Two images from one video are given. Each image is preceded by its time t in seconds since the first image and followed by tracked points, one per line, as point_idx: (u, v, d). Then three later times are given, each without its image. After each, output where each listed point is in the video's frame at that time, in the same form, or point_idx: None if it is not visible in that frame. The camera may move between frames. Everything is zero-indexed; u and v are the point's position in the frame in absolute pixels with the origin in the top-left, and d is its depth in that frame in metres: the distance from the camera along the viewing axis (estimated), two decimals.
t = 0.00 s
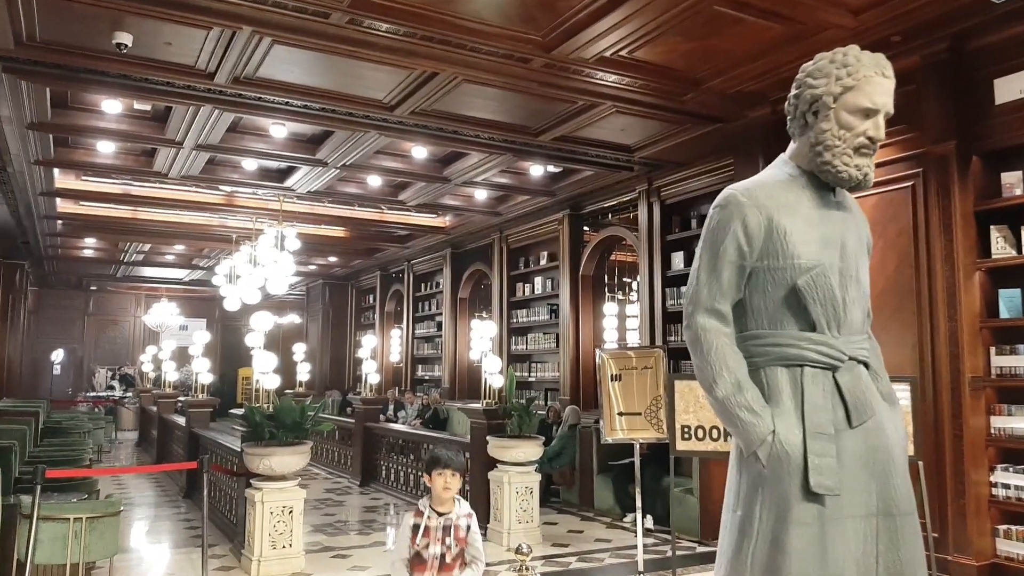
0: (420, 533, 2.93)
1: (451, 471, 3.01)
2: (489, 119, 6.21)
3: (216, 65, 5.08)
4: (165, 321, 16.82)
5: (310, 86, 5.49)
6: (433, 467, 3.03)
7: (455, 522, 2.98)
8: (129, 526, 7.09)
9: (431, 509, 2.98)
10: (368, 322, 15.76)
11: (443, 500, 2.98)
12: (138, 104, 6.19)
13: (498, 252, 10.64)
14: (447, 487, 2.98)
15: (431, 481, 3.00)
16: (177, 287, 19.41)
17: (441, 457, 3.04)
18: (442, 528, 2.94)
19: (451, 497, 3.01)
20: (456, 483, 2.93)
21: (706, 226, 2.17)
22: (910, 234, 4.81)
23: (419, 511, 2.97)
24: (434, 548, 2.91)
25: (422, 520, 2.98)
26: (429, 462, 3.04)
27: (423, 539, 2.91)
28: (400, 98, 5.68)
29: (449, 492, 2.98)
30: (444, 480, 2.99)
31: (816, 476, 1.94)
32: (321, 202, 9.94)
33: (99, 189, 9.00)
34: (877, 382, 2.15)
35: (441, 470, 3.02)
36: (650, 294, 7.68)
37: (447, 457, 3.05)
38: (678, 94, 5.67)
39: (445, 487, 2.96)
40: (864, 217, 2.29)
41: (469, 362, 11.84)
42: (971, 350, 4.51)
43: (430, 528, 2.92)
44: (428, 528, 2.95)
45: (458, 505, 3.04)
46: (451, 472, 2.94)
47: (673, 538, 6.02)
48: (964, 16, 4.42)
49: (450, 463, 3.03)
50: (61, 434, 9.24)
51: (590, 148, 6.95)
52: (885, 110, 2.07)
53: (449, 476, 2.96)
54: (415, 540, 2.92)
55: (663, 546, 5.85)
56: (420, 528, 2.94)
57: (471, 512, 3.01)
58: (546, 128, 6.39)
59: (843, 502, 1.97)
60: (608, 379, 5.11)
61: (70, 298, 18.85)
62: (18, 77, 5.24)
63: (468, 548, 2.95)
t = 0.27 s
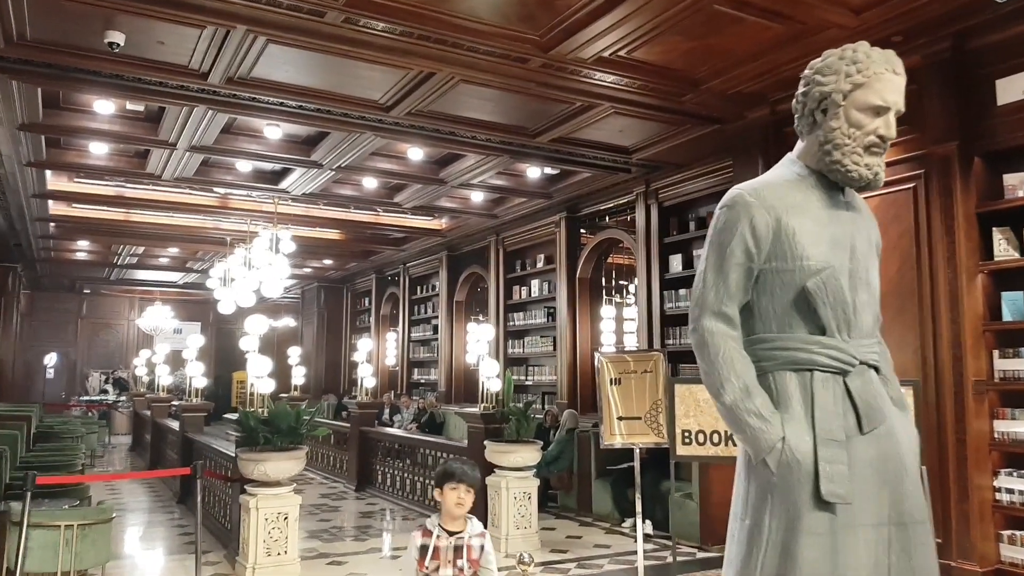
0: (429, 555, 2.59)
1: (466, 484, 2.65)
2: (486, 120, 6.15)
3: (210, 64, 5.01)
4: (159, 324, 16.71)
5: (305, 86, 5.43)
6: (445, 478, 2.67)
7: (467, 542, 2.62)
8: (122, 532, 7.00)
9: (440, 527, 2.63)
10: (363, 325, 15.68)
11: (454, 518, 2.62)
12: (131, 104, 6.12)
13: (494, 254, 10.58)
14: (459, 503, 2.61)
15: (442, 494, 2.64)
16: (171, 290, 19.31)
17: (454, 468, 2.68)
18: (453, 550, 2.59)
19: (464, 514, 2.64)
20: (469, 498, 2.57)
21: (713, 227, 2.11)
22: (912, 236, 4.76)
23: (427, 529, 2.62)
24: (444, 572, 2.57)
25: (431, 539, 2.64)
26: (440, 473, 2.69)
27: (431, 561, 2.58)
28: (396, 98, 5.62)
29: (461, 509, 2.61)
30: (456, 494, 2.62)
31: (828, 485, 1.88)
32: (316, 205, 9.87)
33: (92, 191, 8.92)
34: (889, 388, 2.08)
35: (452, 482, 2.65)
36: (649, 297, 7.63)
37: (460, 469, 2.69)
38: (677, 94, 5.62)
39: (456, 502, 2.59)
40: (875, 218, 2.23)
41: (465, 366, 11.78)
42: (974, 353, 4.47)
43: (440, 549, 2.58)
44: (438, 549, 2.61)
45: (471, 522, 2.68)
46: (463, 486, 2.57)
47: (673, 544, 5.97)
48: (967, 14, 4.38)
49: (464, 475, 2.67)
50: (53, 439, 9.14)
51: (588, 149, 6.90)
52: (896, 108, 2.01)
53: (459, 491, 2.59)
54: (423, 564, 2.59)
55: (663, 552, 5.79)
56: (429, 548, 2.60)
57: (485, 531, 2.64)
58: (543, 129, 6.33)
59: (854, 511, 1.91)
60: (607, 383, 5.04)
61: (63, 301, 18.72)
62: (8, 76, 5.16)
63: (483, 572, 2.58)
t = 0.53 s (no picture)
0: (435, 567, 2.52)
1: (472, 492, 2.60)
2: (487, 121, 6.13)
3: (208, 63, 4.97)
4: (156, 326, 16.64)
5: (304, 85, 5.39)
6: (450, 487, 2.63)
7: (475, 552, 2.57)
8: (117, 535, 6.94)
9: (446, 537, 2.57)
10: (361, 327, 15.62)
11: (461, 528, 2.57)
12: (128, 103, 6.08)
13: (493, 256, 10.54)
14: (466, 512, 2.57)
15: (448, 503, 2.59)
16: (168, 292, 19.25)
17: (459, 476, 2.63)
18: (460, 560, 2.54)
19: (471, 522, 2.59)
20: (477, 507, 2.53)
21: (718, 226, 2.07)
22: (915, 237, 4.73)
23: (433, 540, 2.56)
24: None
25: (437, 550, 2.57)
26: (445, 481, 2.65)
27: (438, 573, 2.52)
28: (396, 98, 5.59)
29: (469, 519, 2.56)
30: (463, 504, 2.58)
31: (835, 489, 1.84)
32: (314, 205, 9.83)
33: (89, 191, 8.87)
34: (896, 390, 2.05)
35: (458, 492, 2.61)
36: (648, 299, 7.60)
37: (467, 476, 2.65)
38: (678, 95, 5.60)
39: (463, 512, 2.55)
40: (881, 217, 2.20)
41: (463, 368, 11.73)
42: (978, 356, 4.45)
43: (447, 560, 2.52)
44: (445, 560, 2.55)
45: (478, 532, 2.63)
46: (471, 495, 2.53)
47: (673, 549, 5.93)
48: (972, 14, 4.36)
49: (470, 483, 2.62)
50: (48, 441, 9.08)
51: (588, 150, 6.88)
52: (906, 105, 1.99)
53: (466, 499, 2.55)
54: None
55: (662, 557, 5.75)
56: (434, 560, 2.53)
57: (493, 540, 2.60)
58: (544, 130, 6.30)
59: (861, 516, 1.87)
60: (606, 386, 5.01)
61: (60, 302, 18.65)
62: (4, 74, 5.12)
63: None
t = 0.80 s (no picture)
0: None
1: (489, 513, 2.36)
2: (485, 120, 6.06)
3: (203, 61, 4.90)
4: (153, 327, 16.54)
5: (301, 84, 5.32)
6: (465, 510, 2.38)
7: None
8: (112, 539, 6.86)
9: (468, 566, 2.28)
10: (359, 329, 15.54)
11: (481, 552, 2.30)
12: (123, 102, 6.01)
13: (492, 257, 10.48)
14: (486, 533, 2.31)
15: (463, 528, 2.33)
16: (165, 293, 19.15)
17: (474, 496, 2.40)
18: None
19: (492, 547, 2.33)
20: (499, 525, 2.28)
21: (728, 223, 2.00)
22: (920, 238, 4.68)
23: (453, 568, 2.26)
24: None
25: None
26: (458, 505, 2.40)
27: None
28: (394, 97, 5.52)
29: (490, 539, 2.31)
30: (480, 525, 2.33)
31: (851, 493, 1.77)
32: (312, 206, 9.76)
33: (84, 192, 8.80)
34: (913, 391, 1.98)
35: (474, 514, 2.36)
36: (649, 301, 7.54)
37: (484, 497, 2.40)
38: (680, 94, 5.54)
39: (483, 532, 2.30)
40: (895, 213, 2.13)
41: (462, 370, 11.66)
42: (985, 357, 4.40)
43: None
44: None
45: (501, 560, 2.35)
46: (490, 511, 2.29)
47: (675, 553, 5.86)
48: (978, 12, 4.30)
49: (487, 504, 2.38)
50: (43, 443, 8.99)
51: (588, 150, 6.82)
52: (922, 97, 1.92)
53: (486, 515, 2.32)
54: None
55: (665, 560, 5.69)
56: None
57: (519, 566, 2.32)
58: (543, 129, 6.24)
59: (878, 521, 1.80)
60: (608, 388, 4.95)
61: (56, 304, 18.56)
62: None
63: None
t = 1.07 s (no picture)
0: None
1: (517, 520, 2.20)
2: (486, 118, 6.01)
3: (202, 58, 4.86)
4: (153, 328, 16.51)
5: (300, 81, 5.28)
6: (489, 514, 2.23)
7: None
8: (111, 540, 6.81)
9: None
10: (360, 329, 15.50)
11: (508, 564, 2.18)
12: (122, 100, 5.97)
13: (493, 257, 10.43)
14: (514, 542, 2.18)
15: (488, 536, 2.20)
16: (166, 293, 19.12)
17: (498, 500, 2.23)
18: None
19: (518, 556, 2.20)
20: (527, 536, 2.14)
21: (734, 217, 1.90)
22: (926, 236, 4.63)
23: None
24: None
25: None
26: (482, 507, 2.24)
27: None
28: (394, 94, 5.47)
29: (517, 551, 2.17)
30: (507, 532, 2.19)
31: (863, 497, 1.67)
32: (312, 206, 9.71)
33: (83, 192, 8.76)
34: (924, 391, 1.88)
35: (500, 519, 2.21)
36: (651, 300, 7.50)
37: (509, 499, 2.23)
38: (683, 91, 5.49)
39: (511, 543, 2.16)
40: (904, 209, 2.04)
41: (463, 370, 11.61)
42: (991, 356, 4.36)
43: None
44: None
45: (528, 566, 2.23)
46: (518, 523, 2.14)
47: (678, 554, 5.81)
48: (985, 7, 4.25)
49: (514, 508, 2.21)
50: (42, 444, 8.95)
51: (590, 148, 6.77)
52: (933, 90, 1.85)
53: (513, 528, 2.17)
54: None
55: (668, 562, 5.64)
56: None
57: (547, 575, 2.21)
58: (545, 127, 6.19)
59: (891, 525, 1.70)
60: (610, 387, 4.91)
61: (57, 304, 18.52)
62: None
63: None
